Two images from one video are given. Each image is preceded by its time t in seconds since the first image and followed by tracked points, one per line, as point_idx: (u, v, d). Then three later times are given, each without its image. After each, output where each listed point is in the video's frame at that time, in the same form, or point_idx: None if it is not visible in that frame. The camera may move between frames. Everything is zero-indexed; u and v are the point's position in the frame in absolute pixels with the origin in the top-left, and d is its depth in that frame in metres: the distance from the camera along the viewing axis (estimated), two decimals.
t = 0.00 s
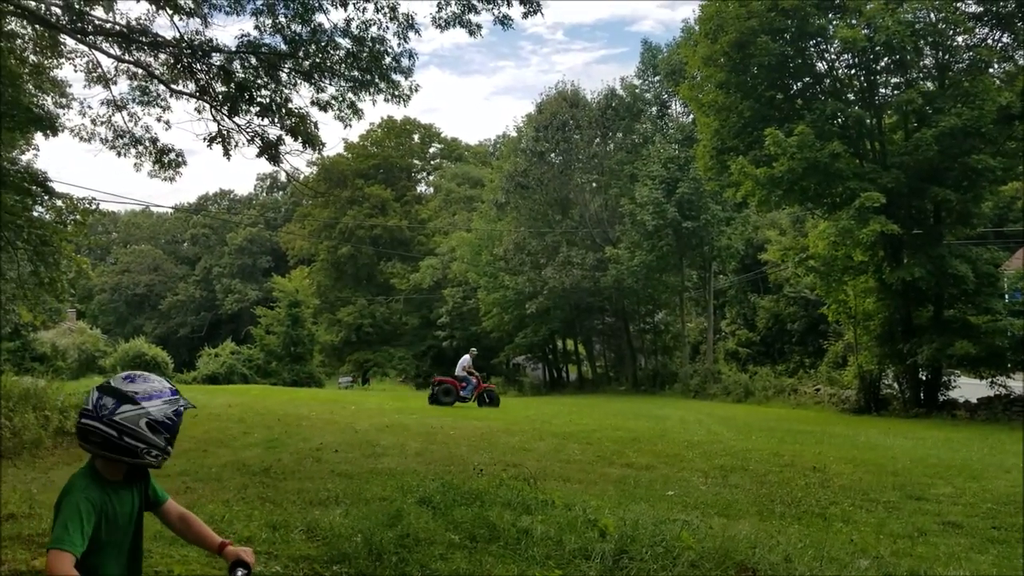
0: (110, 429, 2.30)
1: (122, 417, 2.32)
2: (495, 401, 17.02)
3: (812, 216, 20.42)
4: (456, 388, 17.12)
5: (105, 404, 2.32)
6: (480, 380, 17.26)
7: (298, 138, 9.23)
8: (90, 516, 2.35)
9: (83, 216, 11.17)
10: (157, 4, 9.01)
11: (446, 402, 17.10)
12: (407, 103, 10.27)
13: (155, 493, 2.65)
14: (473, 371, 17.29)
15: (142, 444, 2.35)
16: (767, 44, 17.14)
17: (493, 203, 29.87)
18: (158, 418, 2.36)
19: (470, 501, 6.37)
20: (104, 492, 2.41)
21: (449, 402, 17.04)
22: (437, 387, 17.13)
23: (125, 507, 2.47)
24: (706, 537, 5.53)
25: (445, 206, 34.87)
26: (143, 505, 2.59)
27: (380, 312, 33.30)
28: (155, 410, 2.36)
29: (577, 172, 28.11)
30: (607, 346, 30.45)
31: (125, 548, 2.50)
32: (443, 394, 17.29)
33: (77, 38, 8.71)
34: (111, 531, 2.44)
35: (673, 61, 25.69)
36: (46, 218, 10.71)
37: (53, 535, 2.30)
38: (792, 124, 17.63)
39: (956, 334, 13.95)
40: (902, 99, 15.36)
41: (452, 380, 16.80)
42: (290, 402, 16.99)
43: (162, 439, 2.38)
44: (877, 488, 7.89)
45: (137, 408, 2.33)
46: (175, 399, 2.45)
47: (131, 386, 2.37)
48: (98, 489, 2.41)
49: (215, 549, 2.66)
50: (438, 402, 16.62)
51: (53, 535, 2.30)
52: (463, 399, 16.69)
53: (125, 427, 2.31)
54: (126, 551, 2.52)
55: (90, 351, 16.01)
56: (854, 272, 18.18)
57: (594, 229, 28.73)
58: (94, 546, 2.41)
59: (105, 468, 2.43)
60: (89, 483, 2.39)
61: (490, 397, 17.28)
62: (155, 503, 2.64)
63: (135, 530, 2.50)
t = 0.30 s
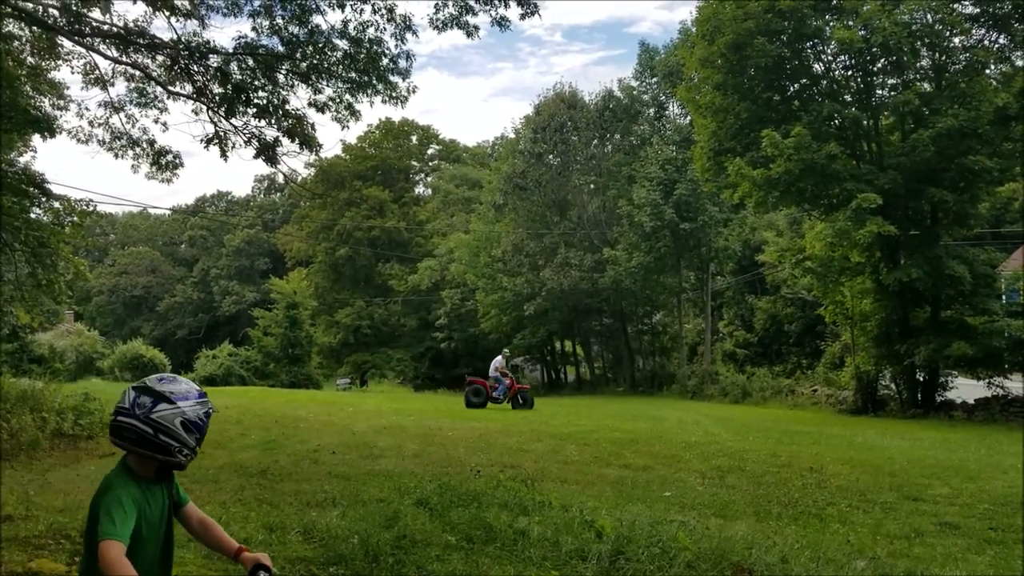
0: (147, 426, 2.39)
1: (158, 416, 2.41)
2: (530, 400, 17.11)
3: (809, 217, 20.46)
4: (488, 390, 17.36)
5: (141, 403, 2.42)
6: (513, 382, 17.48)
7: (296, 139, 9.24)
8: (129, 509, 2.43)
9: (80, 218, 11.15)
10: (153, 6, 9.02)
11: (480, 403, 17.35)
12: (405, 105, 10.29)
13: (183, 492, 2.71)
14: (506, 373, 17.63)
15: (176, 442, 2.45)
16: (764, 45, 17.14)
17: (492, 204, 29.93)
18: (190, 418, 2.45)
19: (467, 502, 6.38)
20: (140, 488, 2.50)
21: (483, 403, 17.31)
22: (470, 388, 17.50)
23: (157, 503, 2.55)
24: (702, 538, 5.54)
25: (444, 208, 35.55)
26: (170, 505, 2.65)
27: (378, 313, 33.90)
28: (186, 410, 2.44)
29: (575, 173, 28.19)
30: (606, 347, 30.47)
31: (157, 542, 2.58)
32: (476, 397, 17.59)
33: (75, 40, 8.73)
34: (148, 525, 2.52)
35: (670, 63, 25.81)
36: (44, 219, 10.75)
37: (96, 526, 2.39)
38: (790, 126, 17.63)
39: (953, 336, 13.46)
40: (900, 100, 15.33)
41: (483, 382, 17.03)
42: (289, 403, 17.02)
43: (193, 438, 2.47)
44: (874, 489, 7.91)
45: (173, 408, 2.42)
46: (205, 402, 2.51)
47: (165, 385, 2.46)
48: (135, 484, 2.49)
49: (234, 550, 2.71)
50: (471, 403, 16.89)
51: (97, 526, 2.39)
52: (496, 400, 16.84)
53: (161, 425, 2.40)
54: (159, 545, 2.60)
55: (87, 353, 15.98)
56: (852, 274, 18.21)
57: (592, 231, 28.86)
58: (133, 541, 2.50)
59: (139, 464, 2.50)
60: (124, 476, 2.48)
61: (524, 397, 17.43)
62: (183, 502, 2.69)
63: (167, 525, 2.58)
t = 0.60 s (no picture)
0: (153, 417, 2.38)
1: (163, 406, 2.40)
2: (560, 404, 16.70)
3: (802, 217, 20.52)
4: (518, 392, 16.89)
5: (147, 395, 2.42)
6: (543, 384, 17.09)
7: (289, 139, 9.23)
8: (142, 501, 2.43)
9: (73, 218, 11.10)
10: (147, 6, 8.99)
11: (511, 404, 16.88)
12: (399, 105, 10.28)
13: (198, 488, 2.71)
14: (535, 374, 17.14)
15: (183, 433, 2.43)
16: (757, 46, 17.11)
17: (486, 204, 29.91)
18: (195, 408, 2.44)
19: (460, 502, 6.39)
20: (152, 480, 2.49)
21: (513, 404, 16.87)
22: (498, 389, 17.05)
23: (171, 498, 2.54)
24: (695, 537, 5.56)
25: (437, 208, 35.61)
26: (184, 501, 2.65)
27: (372, 313, 33.39)
28: (192, 400, 2.44)
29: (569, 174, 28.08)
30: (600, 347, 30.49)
31: (172, 536, 2.58)
32: (504, 398, 17.08)
33: (68, 40, 8.70)
34: (162, 519, 2.52)
35: (665, 64, 25.85)
36: (37, 219, 10.68)
37: (111, 518, 2.40)
38: (784, 126, 17.65)
39: (946, 334, 15.88)
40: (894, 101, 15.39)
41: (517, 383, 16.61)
42: (284, 403, 16.96)
43: (201, 428, 2.45)
44: (866, 488, 7.94)
45: (178, 398, 2.41)
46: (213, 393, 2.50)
47: (171, 376, 2.46)
48: (147, 476, 2.49)
49: (248, 548, 2.70)
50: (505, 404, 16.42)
51: (112, 519, 2.39)
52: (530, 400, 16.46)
53: (167, 415, 2.39)
54: (173, 538, 2.60)
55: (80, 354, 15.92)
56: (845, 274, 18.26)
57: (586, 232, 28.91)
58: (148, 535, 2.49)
59: (151, 458, 2.50)
60: (135, 470, 2.48)
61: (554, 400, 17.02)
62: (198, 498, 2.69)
63: (181, 518, 2.58)
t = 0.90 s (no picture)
0: (108, 418, 2.34)
1: (118, 407, 2.36)
2: (557, 404, 16.47)
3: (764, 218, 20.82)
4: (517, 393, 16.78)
5: (102, 395, 2.37)
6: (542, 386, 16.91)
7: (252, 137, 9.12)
8: (99, 505, 2.39)
9: (30, 217, 10.84)
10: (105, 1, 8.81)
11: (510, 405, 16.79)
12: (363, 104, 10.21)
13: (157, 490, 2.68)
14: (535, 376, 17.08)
15: (139, 433, 2.39)
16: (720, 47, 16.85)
17: (452, 203, 29.85)
18: (153, 408, 2.40)
19: (425, 502, 6.37)
20: (109, 483, 2.45)
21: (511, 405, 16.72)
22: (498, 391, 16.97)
23: (130, 501, 2.49)
24: (658, 535, 5.60)
25: (403, 208, 35.70)
26: (144, 505, 2.61)
27: (338, 313, 33.21)
28: (148, 398, 2.39)
29: (535, 173, 28.22)
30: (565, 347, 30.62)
31: (131, 539, 2.54)
32: (505, 400, 17.18)
33: (25, 36, 8.50)
34: (123, 522, 2.48)
35: (630, 65, 26.06)
36: None
37: (67, 523, 2.35)
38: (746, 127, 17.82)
39: (905, 334, 16.21)
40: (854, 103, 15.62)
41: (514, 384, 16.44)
42: (247, 405, 16.75)
43: (158, 429, 2.41)
44: (827, 485, 8.07)
45: (133, 398, 2.37)
46: (169, 392, 2.46)
47: (127, 377, 2.42)
48: (103, 479, 2.44)
49: (211, 551, 2.66)
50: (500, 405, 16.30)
51: (69, 524, 2.35)
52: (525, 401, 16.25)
53: (122, 415, 2.35)
54: (133, 542, 2.56)
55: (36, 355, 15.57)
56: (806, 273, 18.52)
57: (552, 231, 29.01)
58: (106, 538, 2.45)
59: (108, 460, 2.46)
60: (90, 473, 2.43)
61: (553, 401, 16.83)
62: (157, 501, 2.65)
63: (140, 521, 2.54)
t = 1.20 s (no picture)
0: (41, 420, 2.27)
1: (52, 409, 2.29)
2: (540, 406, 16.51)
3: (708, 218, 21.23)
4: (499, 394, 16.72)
5: (36, 397, 2.30)
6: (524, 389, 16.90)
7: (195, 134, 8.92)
8: (34, 510, 2.32)
9: None
10: None
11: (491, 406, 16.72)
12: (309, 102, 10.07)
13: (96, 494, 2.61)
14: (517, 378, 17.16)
15: (75, 436, 2.32)
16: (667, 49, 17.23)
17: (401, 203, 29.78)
18: (88, 410, 2.33)
19: (372, 503, 6.32)
20: (44, 487, 2.38)
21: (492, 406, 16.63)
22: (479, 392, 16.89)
23: (67, 506, 2.43)
24: (604, 532, 5.65)
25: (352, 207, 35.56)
26: (82, 508, 2.54)
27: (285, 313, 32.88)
28: (84, 401, 2.33)
29: (484, 173, 29.63)
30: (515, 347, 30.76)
31: (70, 543, 2.48)
32: (486, 400, 17.12)
33: None
34: (60, 528, 2.41)
35: (577, 67, 26.35)
36: None
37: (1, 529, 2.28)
38: (692, 129, 18.05)
39: (845, 331, 16.16)
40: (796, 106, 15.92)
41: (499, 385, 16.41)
42: (190, 407, 16.39)
43: (95, 432, 2.34)
44: (769, 480, 8.24)
45: (67, 399, 2.30)
46: (109, 392, 2.39)
47: (64, 378, 2.35)
48: (39, 484, 2.37)
49: (153, 554, 2.61)
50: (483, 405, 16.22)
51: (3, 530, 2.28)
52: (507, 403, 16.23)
53: (56, 418, 2.29)
54: (72, 548, 2.50)
55: None
56: (749, 273, 18.88)
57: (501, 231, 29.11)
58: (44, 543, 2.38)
59: (43, 464, 2.39)
60: (23, 478, 2.36)
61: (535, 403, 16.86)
62: (96, 504, 2.59)
63: (78, 526, 2.47)
